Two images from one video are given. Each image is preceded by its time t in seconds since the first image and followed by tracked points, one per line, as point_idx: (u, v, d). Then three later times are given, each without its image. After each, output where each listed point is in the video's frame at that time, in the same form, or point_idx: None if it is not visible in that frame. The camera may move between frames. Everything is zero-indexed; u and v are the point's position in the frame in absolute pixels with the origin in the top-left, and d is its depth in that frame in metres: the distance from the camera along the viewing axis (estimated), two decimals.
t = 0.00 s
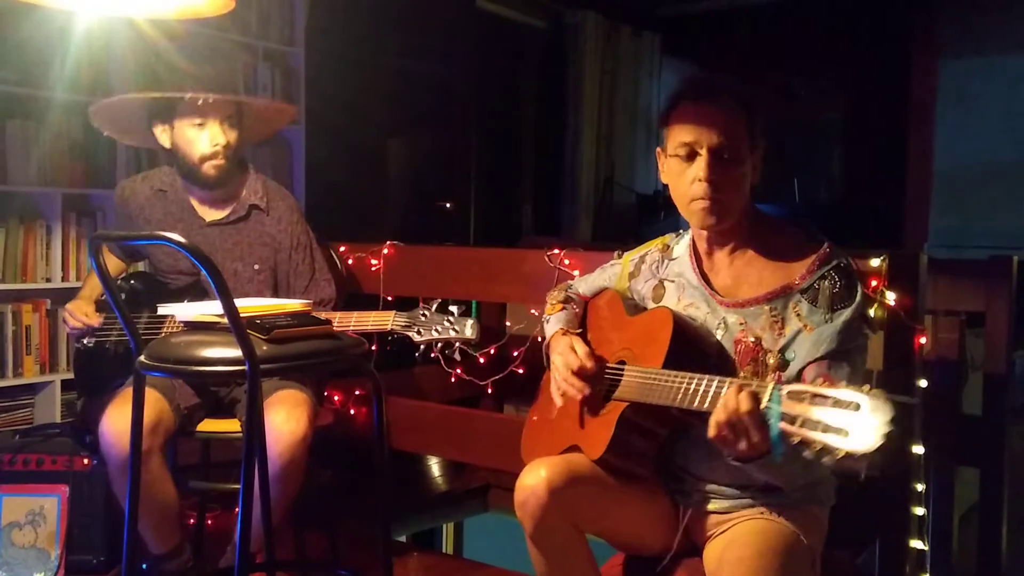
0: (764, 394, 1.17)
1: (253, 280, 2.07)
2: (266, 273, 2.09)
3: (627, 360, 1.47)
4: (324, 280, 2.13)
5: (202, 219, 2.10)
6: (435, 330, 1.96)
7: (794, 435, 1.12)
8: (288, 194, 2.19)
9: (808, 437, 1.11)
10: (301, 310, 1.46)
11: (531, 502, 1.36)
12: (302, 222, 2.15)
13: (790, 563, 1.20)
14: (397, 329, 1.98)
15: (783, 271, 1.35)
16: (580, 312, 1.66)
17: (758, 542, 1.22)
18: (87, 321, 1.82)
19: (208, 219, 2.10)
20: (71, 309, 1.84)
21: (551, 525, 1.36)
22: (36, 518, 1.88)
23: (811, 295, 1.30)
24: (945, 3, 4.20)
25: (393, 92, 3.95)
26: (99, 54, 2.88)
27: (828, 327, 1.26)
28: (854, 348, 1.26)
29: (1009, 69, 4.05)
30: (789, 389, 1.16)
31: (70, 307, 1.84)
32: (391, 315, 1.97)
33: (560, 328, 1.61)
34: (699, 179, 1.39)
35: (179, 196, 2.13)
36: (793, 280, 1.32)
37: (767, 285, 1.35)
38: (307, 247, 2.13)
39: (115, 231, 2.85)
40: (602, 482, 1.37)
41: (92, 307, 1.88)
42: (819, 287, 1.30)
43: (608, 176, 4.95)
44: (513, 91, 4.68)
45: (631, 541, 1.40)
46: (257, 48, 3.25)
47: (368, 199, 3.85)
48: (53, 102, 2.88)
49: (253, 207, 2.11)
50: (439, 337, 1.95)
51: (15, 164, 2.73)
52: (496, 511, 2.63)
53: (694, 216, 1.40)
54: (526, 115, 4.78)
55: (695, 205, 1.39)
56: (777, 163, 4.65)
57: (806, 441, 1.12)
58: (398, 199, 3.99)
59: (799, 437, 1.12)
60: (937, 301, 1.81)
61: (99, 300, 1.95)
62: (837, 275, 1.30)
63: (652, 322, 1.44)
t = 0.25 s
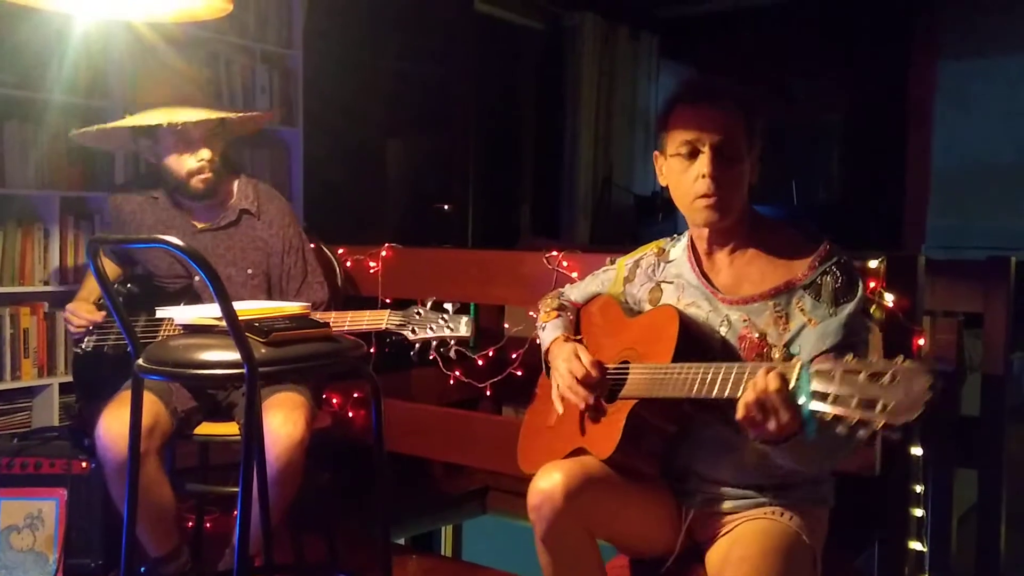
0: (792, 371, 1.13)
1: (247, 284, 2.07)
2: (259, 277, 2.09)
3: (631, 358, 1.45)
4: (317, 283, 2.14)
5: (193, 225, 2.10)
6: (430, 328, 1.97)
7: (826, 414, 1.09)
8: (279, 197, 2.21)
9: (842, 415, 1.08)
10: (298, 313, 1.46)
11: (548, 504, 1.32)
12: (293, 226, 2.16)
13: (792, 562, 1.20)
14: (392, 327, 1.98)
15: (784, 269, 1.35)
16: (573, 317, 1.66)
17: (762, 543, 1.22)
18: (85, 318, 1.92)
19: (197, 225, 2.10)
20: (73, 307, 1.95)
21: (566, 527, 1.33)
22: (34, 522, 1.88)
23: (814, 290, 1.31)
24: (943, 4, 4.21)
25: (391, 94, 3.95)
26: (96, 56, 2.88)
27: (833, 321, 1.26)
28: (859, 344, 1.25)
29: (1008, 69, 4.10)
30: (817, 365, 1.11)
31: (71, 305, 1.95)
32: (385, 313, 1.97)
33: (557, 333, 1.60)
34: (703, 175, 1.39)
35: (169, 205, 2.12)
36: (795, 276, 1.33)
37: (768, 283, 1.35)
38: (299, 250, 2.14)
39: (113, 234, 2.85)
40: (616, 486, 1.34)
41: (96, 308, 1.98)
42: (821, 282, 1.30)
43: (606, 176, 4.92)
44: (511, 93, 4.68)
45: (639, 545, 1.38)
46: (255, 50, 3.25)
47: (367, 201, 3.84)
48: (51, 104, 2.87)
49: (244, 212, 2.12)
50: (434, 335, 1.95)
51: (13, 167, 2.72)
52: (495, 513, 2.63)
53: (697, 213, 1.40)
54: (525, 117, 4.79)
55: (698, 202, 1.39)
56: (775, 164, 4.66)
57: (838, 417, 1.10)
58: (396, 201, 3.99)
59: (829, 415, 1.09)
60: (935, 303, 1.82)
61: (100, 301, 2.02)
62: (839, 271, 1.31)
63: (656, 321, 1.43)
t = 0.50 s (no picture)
0: (818, 351, 1.16)
1: (246, 283, 2.07)
2: (257, 276, 2.08)
3: (636, 355, 1.45)
4: (314, 280, 2.13)
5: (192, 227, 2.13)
6: (427, 321, 1.96)
7: (858, 387, 1.11)
8: (277, 195, 2.21)
9: (874, 385, 1.10)
10: (297, 311, 1.46)
11: (565, 507, 1.30)
12: (291, 223, 2.17)
13: (795, 557, 1.21)
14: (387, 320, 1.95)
15: (785, 262, 1.36)
16: (569, 321, 1.64)
17: (765, 541, 1.22)
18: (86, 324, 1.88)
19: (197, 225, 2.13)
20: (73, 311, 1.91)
21: (582, 531, 1.31)
22: (35, 521, 1.88)
23: (816, 281, 1.31)
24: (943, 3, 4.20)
25: (391, 93, 3.95)
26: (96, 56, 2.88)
27: (837, 310, 1.28)
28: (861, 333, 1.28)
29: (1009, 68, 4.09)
30: (844, 343, 1.15)
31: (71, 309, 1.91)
32: (381, 306, 1.95)
33: (555, 334, 1.58)
34: (702, 163, 1.39)
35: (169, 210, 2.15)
36: (796, 268, 1.34)
37: (770, 275, 1.35)
38: (297, 247, 2.15)
39: (114, 232, 2.85)
40: (631, 489, 1.33)
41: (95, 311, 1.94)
42: (823, 273, 1.32)
43: (605, 176, 4.95)
44: (511, 92, 4.68)
45: (650, 548, 1.37)
46: (254, 49, 3.24)
47: (366, 201, 3.84)
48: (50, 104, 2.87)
49: (242, 210, 2.14)
50: (430, 328, 1.94)
51: (13, 167, 2.72)
52: (494, 512, 2.63)
53: (696, 201, 1.40)
54: (524, 116, 4.79)
55: (698, 188, 1.39)
56: (775, 162, 4.66)
57: (869, 390, 1.10)
58: (396, 200, 3.99)
59: (861, 386, 1.11)
60: (935, 302, 1.82)
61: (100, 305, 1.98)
62: (840, 262, 1.32)
63: (661, 317, 1.43)
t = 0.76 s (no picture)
0: (842, 344, 1.17)
1: (246, 277, 2.07)
2: (257, 269, 2.08)
3: (639, 355, 1.45)
4: (314, 274, 2.13)
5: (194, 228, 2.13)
6: (422, 310, 2.01)
7: (885, 377, 1.12)
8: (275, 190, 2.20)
9: (903, 375, 1.10)
10: (295, 311, 1.46)
11: (575, 512, 1.29)
12: (290, 217, 2.16)
13: (797, 553, 1.21)
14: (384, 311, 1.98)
15: (784, 258, 1.36)
16: (561, 325, 1.65)
17: (768, 536, 1.22)
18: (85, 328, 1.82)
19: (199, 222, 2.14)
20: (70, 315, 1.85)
21: (591, 537, 1.30)
22: (32, 520, 1.88)
23: (815, 275, 1.32)
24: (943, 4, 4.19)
25: (390, 93, 3.94)
26: (95, 55, 2.87)
27: (838, 303, 1.28)
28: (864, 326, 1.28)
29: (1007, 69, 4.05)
30: (868, 335, 1.15)
31: (68, 312, 1.85)
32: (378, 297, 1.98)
33: (552, 338, 1.58)
34: (687, 158, 1.41)
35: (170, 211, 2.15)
36: (795, 264, 1.34)
37: (769, 271, 1.35)
38: (296, 240, 2.13)
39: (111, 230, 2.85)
40: (641, 496, 1.32)
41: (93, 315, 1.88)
42: (822, 267, 1.32)
43: (603, 176, 4.97)
44: (511, 91, 4.67)
45: (657, 555, 1.35)
46: (253, 48, 3.24)
47: (365, 200, 3.84)
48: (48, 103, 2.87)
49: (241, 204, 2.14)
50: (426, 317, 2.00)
51: (10, 166, 2.72)
52: (492, 511, 2.62)
53: (686, 194, 1.41)
54: (523, 116, 4.78)
55: (684, 179, 1.41)
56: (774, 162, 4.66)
57: (898, 379, 1.11)
58: (395, 199, 3.99)
59: (888, 376, 1.11)
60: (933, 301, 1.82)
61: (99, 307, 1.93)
62: (838, 256, 1.33)
63: (665, 317, 1.43)
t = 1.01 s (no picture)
0: (859, 350, 1.17)
1: (251, 270, 2.06)
2: (263, 262, 2.08)
3: (642, 357, 1.44)
4: (317, 266, 2.13)
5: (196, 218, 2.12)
6: (425, 315, 1.98)
7: (902, 385, 1.12)
8: (278, 181, 2.20)
9: (920, 383, 1.10)
10: (297, 310, 1.46)
11: (577, 516, 1.29)
12: (293, 209, 2.15)
13: (801, 550, 1.21)
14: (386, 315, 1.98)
15: (784, 257, 1.36)
16: (558, 323, 1.65)
17: (773, 533, 1.22)
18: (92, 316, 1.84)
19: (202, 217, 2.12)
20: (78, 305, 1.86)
21: (592, 541, 1.29)
22: (33, 520, 1.88)
23: (817, 274, 1.32)
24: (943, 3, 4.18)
25: (390, 92, 3.94)
26: (95, 55, 2.87)
27: (841, 301, 1.28)
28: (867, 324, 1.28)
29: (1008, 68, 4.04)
30: (885, 342, 1.15)
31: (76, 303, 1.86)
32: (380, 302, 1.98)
33: (550, 337, 1.58)
34: (670, 151, 1.42)
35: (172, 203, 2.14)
36: (796, 262, 1.34)
37: (770, 270, 1.36)
38: (299, 233, 2.13)
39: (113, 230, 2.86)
40: (642, 498, 1.32)
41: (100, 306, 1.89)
42: (823, 266, 1.33)
43: (604, 176, 4.98)
44: (511, 91, 4.67)
45: (657, 555, 1.36)
46: (254, 48, 3.24)
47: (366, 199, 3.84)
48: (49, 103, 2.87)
49: (243, 196, 2.12)
50: (429, 323, 1.96)
51: (11, 166, 2.72)
52: (494, 511, 2.62)
53: (675, 184, 1.42)
54: (524, 116, 4.79)
55: (670, 171, 1.42)
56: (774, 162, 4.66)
57: (915, 388, 1.11)
58: (395, 199, 3.99)
59: (906, 384, 1.11)
60: (934, 300, 1.82)
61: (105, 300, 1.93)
62: (838, 254, 1.33)
63: (669, 318, 1.43)
